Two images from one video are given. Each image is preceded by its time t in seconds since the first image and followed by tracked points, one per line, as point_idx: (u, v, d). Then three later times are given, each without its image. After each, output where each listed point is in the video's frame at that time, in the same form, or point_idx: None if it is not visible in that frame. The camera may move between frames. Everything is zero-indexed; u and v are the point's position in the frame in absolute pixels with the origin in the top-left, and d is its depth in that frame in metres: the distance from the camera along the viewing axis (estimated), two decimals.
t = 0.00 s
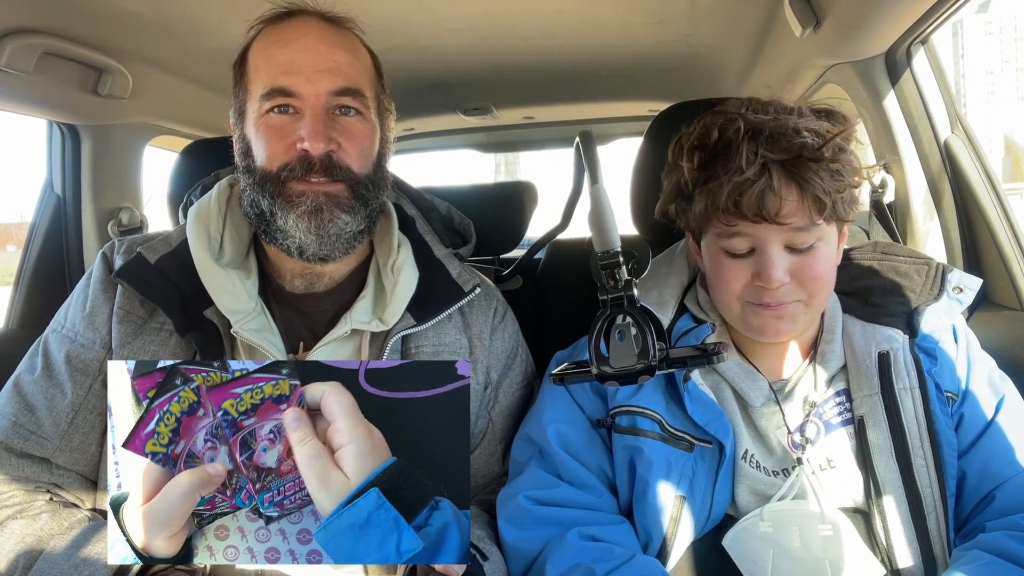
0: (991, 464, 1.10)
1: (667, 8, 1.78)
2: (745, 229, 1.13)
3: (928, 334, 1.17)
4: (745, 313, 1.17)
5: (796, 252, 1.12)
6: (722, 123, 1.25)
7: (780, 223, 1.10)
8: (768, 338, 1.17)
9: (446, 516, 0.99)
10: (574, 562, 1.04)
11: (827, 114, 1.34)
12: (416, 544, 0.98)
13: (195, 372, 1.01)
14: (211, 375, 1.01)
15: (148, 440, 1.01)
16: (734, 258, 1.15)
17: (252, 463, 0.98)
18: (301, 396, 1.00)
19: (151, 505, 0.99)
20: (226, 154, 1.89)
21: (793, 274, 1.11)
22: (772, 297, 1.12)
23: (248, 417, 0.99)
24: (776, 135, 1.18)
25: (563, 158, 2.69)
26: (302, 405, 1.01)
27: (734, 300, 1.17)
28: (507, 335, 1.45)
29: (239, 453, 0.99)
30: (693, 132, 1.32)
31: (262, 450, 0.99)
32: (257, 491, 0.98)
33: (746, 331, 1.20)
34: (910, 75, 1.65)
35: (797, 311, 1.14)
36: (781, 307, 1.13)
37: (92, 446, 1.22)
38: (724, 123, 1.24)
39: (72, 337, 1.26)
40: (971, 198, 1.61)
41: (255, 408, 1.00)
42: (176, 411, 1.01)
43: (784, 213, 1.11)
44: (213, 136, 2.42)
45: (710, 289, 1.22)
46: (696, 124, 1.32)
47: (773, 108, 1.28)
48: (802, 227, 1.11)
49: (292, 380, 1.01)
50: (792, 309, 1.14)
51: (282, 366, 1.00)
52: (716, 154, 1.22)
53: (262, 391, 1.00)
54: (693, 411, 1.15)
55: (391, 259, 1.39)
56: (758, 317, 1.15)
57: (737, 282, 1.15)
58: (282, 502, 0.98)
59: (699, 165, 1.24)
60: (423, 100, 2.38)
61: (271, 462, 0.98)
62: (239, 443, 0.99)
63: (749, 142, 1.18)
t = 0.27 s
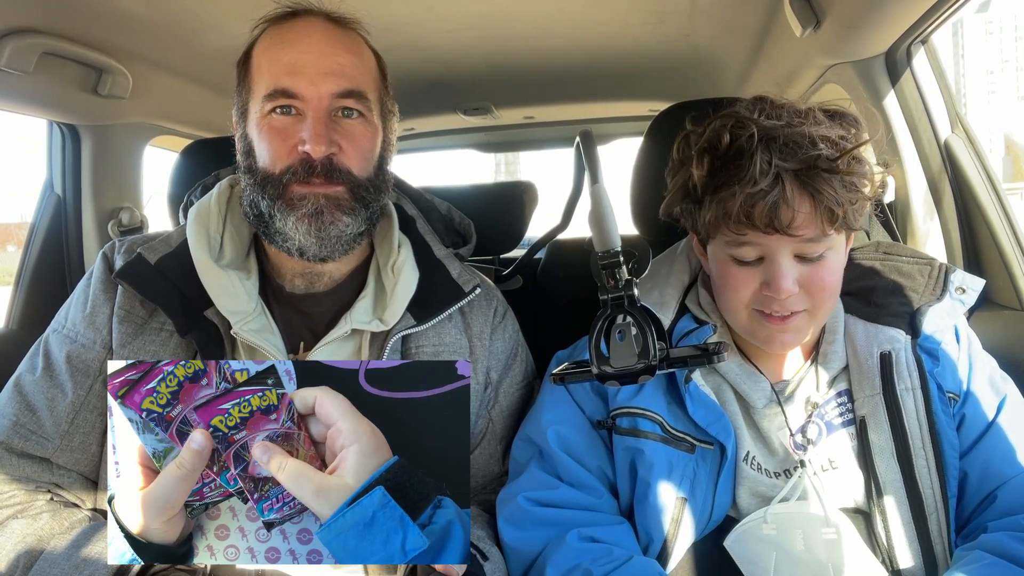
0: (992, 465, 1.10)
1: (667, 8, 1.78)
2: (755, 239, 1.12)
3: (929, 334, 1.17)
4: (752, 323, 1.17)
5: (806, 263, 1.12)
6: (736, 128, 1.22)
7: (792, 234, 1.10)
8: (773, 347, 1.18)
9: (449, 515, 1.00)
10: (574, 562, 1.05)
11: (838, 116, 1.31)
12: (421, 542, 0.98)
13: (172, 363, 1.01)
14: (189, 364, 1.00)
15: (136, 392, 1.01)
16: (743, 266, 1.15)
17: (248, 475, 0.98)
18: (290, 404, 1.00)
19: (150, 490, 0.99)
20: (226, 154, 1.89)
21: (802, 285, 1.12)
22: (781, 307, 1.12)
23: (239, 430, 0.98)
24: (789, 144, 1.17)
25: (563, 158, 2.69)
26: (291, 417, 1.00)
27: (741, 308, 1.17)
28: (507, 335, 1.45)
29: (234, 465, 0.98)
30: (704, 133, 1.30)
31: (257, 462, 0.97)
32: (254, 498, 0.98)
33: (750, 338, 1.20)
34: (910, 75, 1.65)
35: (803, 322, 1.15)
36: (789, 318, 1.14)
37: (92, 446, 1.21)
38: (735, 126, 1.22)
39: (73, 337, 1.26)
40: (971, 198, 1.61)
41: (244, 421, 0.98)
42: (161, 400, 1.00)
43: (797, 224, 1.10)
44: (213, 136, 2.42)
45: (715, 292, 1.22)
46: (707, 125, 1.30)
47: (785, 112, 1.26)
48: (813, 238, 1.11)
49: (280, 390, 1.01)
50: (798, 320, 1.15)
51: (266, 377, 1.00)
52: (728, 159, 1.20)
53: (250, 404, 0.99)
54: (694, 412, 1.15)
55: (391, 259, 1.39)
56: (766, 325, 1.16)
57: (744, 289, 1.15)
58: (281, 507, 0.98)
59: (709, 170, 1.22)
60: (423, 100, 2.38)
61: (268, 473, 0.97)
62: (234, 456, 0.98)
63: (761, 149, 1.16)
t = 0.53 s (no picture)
0: (992, 464, 1.10)
1: (667, 8, 1.78)
2: (757, 232, 1.13)
3: (929, 334, 1.17)
4: (752, 318, 1.17)
5: (808, 256, 1.12)
6: (738, 122, 1.24)
7: (795, 226, 1.11)
8: (773, 343, 1.18)
9: (449, 515, 0.99)
10: (574, 562, 1.04)
11: (839, 115, 1.31)
12: (420, 542, 0.98)
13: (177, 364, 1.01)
14: (194, 365, 1.00)
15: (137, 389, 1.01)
16: (744, 260, 1.15)
17: (254, 460, 0.98)
18: (304, 395, 1.00)
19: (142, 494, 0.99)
20: (226, 154, 1.89)
21: (804, 278, 1.12)
22: (782, 301, 1.12)
23: (251, 414, 0.99)
24: (793, 137, 1.18)
25: (563, 158, 2.69)
26: (303, 408, 1.00)
27: (742, 303, 1.17)
28: (508, 335, 1.45)
29: (241, 450, 0.98)
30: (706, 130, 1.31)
31: (265, 448, 0.98)
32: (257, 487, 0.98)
33: (751, 335, 1.20)
34: (910, 75, 1.65)
35: (803, 318, 1.15)
36: (790, 313, 1.13)
37: (93, 446, 1.22)
38: (738, 122, 1.24)
39: (73, 337, 1.26)
40: (971, 198, 1.61)
41: (257, 406, 1.00)
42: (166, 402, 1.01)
43: (799, 217, 1.11)
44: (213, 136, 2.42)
45: (717, 290, 1.22)
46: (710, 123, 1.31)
47: (786, 109, 1.28)
48: (815, 231, 1.11)
49: (296, 379, 1.01)
50: (799, 316, 1.14)
51: (286, 364, 1.01)
52: (732, 153, 1.21)
53: (265, 389, 1.00)
54: (694, 412, 1.15)
55: (391, 258, 1.39)
56: (767, 320, 1.15)
57: (746, 284, 1.15)
58: (283, 499, 0.98)
59: (712, 164, 1.23)
60: (423, 100, 2.38)
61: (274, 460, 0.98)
62: (243, 440, 0.99)
63: (764, 143, 1.18)
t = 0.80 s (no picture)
0: (994, 464, 1.10)
1: (667, 8, 1.78)
2: (759, 230, 1.13)
3: (930, 334, 1.17)
4: (755, 317, 1.16)
5: (810, 254, 1.11)
6: (734, 123, 1.24)
7: (796, 224, 1.10)
8: (778, 342, 1.17)
9: (451, 514, 1.00)
10: (574, 562, 1.04)
11: (837, 113, 1.32)
12: (424, 541, 0.99)
13: (167, 371, 1.00)
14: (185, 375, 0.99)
15: (133, 397, 1.00)
16: (744, 259, 1.14)
17: (250, 464, 0.97)
18: (301, 397, 0.99)
19: (149, 496, 0.99)
20: (226, 154, 1.89)
21: (806, 276, 1.11)
22: (785, 299, 1.11)
23: (246, 418, 0.98)
24: (791, 135, 1.18)
25: (563, 158, 2.69)
26: (300, 411, 0.99)
27: (745, 302, 1.16)
28: (507, 335, 1.45)
29: (235, 453, 0.97)
30: (704, 131, 1.32)
31: (259, 453, 0.97)
32: (250, 488, 0.97)
33: (755, 334, 1.18)
34: (910, 75, 1.65)
35: (807, 315, 1.14)
36: (792, 311, 1.13)
37: (93, 447, 1.21)
38: (737, 122, 1.24)
39: (73, 337, 1.26)
40: (971, 197, 1.61)
41: (253, 409, 0.98)
42: (155, 417, 1.00)
43: (800, 214, 1.11)
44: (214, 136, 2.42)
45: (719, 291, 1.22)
46: (707, 124, 1.31)
47: (782, 107, 1.28)
48: (816, 228, 1.11)
49: (294, 381, 1.00)
50: (802, 313, 1.14)
51: (282, 367, 1.00)
52: (730, 153, 1.21)
53: (261, 393, 0.98)
54: (694, 411, 1.15)
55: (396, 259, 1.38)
56: (768, 318, 1.15)
57: (750, 283, 1.14)
58: (278, 500, 0.97)
59: (711, 164, 1.24)
60: (423, 100, 2.38)
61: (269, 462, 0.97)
62: (237, 444, 0.97)
63: (762, 141, 1.18)
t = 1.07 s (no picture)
0: (994, 464, 1.10)
1: (667, 8, 1.78)
2: (759, 230, 1.13)
3: (931, 333, 1.17)
4: (756, 316, 1.16)
5: (811, 254, 1.12)
6: (734, 122, 1.24)
7: (797, 223, 1.10)
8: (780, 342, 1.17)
9: (455, 515, 1.01)
10: (573, 562, 1.04)
11: (837, 112, 1.32)
12: (430, 543, 0.99)
13: (141, 375, 0.99)
14: (161, 378, 0.98)
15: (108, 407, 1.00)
16: (746, 259, 1.15)
17: (257, 461, 0.97)
18: (313, 397, 0.99)
19: (148, 492, 0.99)
20: (226, 154, 1.89)
21: (808, 276, 1.11)
22: (787, 299, 1.12)
23: (255, 418, 0.97)
24: (791, 135, 1.18)
25: (563, 158, 2.70)
26: (310, 410, 0.99)
27: (746, 301, 1.16)
28: (508, 335, 1.45)
29: (244, 451, 0.97)
30: (704, 130, 1.32)
31: (267, 450, 0.97)
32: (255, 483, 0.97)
33: (757, 333, 1.18)
34: (910, 75, 1.65)
35: (810, 313, 1.14)
36: (795, 310, 1.13)
37: (94, 448, 1.21)
38: (736, 121, 1.24)
39: (74, 338, 1.26)
40: (972, 196, 1.61)
41: (263, 409, 0.98)
42: (134, 423, 0.99)
43: (801, 214, 1.11)
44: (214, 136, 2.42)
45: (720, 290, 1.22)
46: (707, 123, 1.31)
47: (782, 106, 1.28)
48: (818, 227, 1.11)
49: (305, 381, 0.99)
50: (806, 310, 1.13)
51: (294, 367, 0.99)
52: (730, 152, 1.21)
53: (272, 393, 0.98)
54: (695, 410, 1.15)
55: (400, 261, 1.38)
56: (770, 317, 1.15)
57: (751, 283, 1.14)
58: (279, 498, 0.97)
59: (712, 164, 1.24)
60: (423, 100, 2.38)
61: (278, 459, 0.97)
62: (246, 442, 0.97)
63: (761, 141, 1.18)
